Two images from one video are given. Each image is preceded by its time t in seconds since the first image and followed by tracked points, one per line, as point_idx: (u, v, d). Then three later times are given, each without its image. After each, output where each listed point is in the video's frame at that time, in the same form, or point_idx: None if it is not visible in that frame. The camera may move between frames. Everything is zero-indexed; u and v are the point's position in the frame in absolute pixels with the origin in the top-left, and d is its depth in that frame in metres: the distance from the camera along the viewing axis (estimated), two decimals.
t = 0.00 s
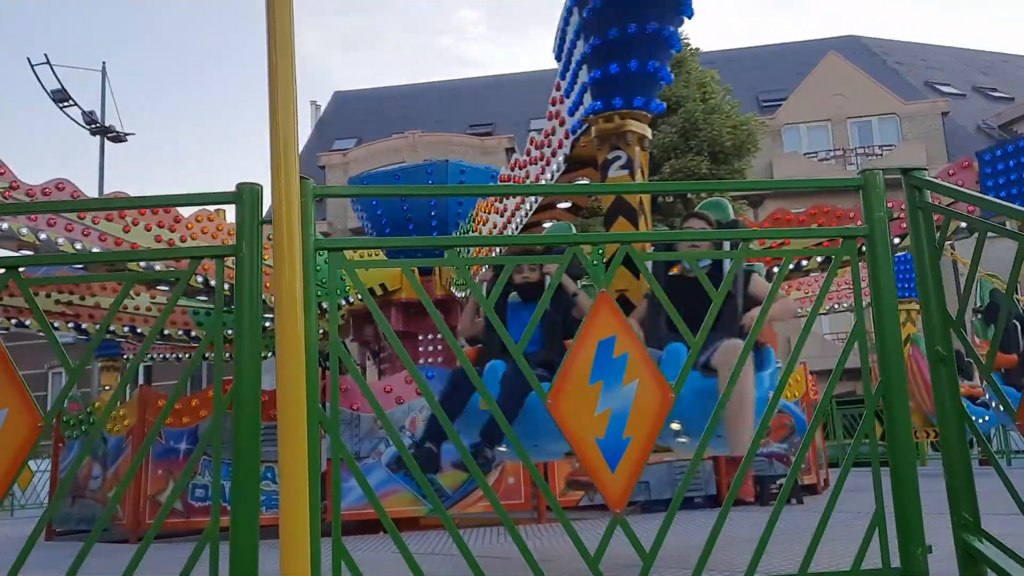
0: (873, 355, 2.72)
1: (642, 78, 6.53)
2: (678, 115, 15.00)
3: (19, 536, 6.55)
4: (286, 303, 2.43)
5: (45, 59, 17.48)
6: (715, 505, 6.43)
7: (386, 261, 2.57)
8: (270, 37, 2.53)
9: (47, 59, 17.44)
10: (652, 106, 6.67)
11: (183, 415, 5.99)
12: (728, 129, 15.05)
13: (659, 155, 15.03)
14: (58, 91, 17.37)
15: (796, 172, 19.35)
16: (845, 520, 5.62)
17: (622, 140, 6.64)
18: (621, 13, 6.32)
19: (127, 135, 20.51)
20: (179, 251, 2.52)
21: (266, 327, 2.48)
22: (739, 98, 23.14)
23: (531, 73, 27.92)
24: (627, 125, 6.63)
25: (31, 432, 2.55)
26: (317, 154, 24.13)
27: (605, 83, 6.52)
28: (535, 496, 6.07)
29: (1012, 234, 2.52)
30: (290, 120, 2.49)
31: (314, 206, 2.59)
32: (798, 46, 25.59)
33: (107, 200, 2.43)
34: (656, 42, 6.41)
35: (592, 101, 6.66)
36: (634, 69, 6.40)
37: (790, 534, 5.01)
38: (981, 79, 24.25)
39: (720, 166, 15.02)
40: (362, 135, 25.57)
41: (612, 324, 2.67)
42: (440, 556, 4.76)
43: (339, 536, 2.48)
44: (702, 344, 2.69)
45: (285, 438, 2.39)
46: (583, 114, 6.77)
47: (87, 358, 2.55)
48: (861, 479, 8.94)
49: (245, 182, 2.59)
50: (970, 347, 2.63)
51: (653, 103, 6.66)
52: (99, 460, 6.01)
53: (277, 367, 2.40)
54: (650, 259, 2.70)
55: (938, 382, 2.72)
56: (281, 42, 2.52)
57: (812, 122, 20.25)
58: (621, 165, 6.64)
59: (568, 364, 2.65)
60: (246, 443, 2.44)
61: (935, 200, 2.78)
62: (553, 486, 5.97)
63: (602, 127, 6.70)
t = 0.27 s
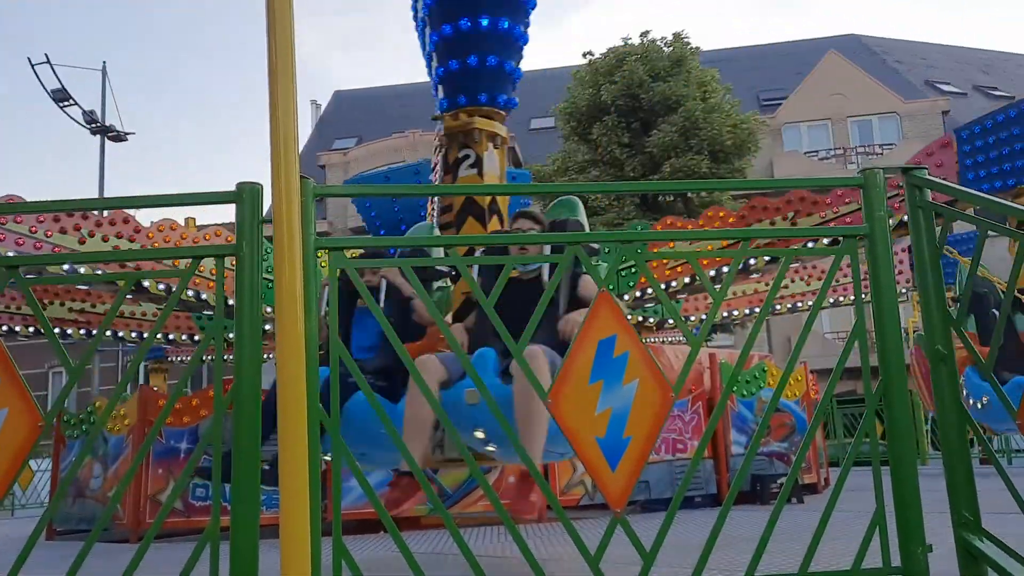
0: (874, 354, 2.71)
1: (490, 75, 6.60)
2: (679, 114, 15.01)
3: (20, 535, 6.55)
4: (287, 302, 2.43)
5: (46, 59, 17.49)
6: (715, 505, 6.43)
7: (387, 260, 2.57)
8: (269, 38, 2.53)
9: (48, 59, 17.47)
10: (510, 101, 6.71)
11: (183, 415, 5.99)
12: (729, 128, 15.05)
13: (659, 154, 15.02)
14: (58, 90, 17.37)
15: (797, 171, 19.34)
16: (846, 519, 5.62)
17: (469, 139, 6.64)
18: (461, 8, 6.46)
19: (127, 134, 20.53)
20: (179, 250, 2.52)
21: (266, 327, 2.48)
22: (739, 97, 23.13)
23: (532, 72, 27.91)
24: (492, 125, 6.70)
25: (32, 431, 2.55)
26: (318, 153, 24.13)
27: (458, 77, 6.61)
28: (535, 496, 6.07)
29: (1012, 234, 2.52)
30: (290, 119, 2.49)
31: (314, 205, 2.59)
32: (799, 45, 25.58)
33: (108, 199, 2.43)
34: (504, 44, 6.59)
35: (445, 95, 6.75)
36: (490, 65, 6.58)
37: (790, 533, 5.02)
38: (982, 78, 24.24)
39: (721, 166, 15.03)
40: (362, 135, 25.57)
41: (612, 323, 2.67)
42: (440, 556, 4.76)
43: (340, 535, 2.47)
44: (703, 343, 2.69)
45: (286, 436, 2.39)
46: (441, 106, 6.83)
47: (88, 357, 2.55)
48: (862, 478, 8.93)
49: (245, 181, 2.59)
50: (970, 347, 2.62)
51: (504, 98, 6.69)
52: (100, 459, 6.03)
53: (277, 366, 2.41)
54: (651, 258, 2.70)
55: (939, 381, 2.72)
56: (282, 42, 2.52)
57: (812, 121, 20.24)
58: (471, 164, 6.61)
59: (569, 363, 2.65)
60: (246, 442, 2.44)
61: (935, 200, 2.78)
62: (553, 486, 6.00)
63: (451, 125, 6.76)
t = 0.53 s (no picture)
0: (875, 353, 2.71)
1: (337, 77, 5.51)
2: (680, 114, 15.01)
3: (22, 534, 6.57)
4: (290, 302, 2.43)
5: (46, 58, 17.50)
6: (716, 504, 6.45)
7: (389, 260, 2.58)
8: (271, 38, 2.53)
9: (48, 58, 17.47)
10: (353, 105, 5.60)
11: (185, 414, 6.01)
12: (730, 127, 15.05)
13: (660, 153, 15.03)
14: (59, 90, 17.37)
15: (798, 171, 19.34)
16: (847, 518, 5.63)
17: (310, 144, 5.46)
18: None
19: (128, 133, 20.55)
20: (182, 250, 2.53)
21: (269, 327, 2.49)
22: (740, 97, 23.13)
23: (532, 71, 27.91)
24: (335, 130, 5.50)
25: (35, 431, 2.56)
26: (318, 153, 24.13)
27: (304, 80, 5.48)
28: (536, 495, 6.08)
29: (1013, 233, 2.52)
30: (292, 119, 2.50)
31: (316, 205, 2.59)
32: (799, 44, 25.58)
33: (110, 199, 2.44)
34: (345, 47, 5.48)
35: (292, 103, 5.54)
36: (324, 68, 5.47)
37: (791, 531, 5.05)
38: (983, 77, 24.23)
39: (722, 165, 15.04)
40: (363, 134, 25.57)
41: (614, 322, 2.68)
42: (442, 554, 4.76)
43: (342, 534, 2.48)
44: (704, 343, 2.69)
45: (288, 435, 2.40)
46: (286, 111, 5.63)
47: (90, 356, 2.55)
48: (863, 477, 8.94)
49: (248, 181, 2.59)
50: (971, 346, 2.63)
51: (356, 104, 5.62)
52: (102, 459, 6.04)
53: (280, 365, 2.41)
54: (652, 258, 2.71)
55: (940, 380, 2.72)
56: (284, 43, 2.53)
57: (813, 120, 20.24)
58: (313, 170, 5.48)
59: (571, 361, 2.65)
60: (249, 441, 2.44)
61: (936, 198, 2.78)
62: (554, 485, 6.00)
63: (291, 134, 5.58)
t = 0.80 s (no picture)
0: (877, 353, 2.71)
1: (183, 93, 5.38)
2: (681, 113, 15.01)
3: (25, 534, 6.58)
4: (292, 301, 2.43)
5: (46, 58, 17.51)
6: (717, 503, 6.45)
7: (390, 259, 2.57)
8: (273, 38, 2.53)
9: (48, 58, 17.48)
10: (213, 121, 5.54)
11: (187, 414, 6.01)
12: (731, 127, 15.05)
13: (661, 153, 15.03)
14: (60, 89, 17.37)
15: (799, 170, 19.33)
16: (848, 518, 5.62)
17: (158, 155, 5.46)
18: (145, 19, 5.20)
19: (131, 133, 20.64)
20: (183, 250, 2.53)
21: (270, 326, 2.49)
22: (741, 96, 23.13)
23: (533, 71, 27.90)
24: (184, 141, 5.44)
25: (37, 430, 2.55)
26: (318, 152, 24.14)
27: (148, 92, 5.35)
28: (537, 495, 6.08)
29: (1015, 232, 2.52)
30: (294, 118, 2.50)
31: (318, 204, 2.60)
32: (800, 44, 25.58)
33: (111, 198, 2.44)
34: (176, 21, 5.23)
35: (138, 114, 5.44)
36: (175, 83, 5.33)
37: (792, 531, 5.05)
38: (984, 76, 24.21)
39: (723, 164, 15.05)
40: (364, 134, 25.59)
41: (616, 321, 2.68)
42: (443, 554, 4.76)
43: (344, 533, 2.47)
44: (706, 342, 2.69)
45: (291, 434, 2.39)
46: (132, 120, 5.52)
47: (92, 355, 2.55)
48: (864, 477, 8.93)
49: (250, 180, 2.59)
50: (973, 345, 2.63)
51: (201, 114, 5.47)
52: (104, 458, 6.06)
53: (282, 365, 2.41)
54: (653, 257, 2.71)
55: (942, 380, 2.72)
56: (285, 41, 2.53)
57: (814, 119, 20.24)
58: (163, 180, 5.50)
59: (573, 360, 2.65)
60: (251, 440, 2.44)
61: (938, 198, 2.78)
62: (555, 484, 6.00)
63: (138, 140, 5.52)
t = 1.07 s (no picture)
0: (879, 353, 2.71)
1: (43, 111, 5.13)
2: (682, 112, 15.01)
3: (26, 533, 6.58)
4: (293, 301, 2.43)
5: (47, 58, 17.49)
6: (718, 503, 6.45)
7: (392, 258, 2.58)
8: (274, 37, 2.53)
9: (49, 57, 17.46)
10: (75, 137, 5.25)
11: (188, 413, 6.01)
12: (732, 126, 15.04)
13: (662, 152, 15.03)
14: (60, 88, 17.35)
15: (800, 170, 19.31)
16: (849, 517, 5.62)
17: (22, 173, 5.31)
18: None
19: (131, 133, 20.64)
20: (184, 249, 2.53)
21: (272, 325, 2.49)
22: (742, 96, 23.11)
23: (533, 70, 27.89)
24: (48, 158, 5.28)
25: (39, 429, 2.56)
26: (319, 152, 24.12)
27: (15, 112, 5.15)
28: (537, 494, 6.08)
29: (1016, 232, 2.52)
30: (295, 116, 2.50)
31: (319, 203, 2.60)
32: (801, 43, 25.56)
33: (113, 198, 2.45)
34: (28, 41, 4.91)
35: (3, 129, 5.28)
36: (28, 102, 5.07)
37: (792, 531, 5.05)
38: (985, 76, 24.20)
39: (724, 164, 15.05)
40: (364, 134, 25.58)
41: (617, 320, 2.68)
42: (443, 553, 4.76)
43: (345, 532, 2.47)
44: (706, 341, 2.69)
45: (292, 433, 2.39)
46: None
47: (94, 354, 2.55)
48: (865, 477, 8.93)
49: (251, 179, 2.59)
50: (974, 345, 2.62)
51: (60, 131, 5.21)
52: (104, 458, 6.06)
53: (284, 364, 2.41)
54: (654, 257, 2.70)
55: (943, 379, 2.71)
56: (286, 40, 2.53)
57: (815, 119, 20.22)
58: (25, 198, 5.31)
59: (574, 359, 2.65)
60: (252, 438, 2.44)
61: (938, 197, 2.78)
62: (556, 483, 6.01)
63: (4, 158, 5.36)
